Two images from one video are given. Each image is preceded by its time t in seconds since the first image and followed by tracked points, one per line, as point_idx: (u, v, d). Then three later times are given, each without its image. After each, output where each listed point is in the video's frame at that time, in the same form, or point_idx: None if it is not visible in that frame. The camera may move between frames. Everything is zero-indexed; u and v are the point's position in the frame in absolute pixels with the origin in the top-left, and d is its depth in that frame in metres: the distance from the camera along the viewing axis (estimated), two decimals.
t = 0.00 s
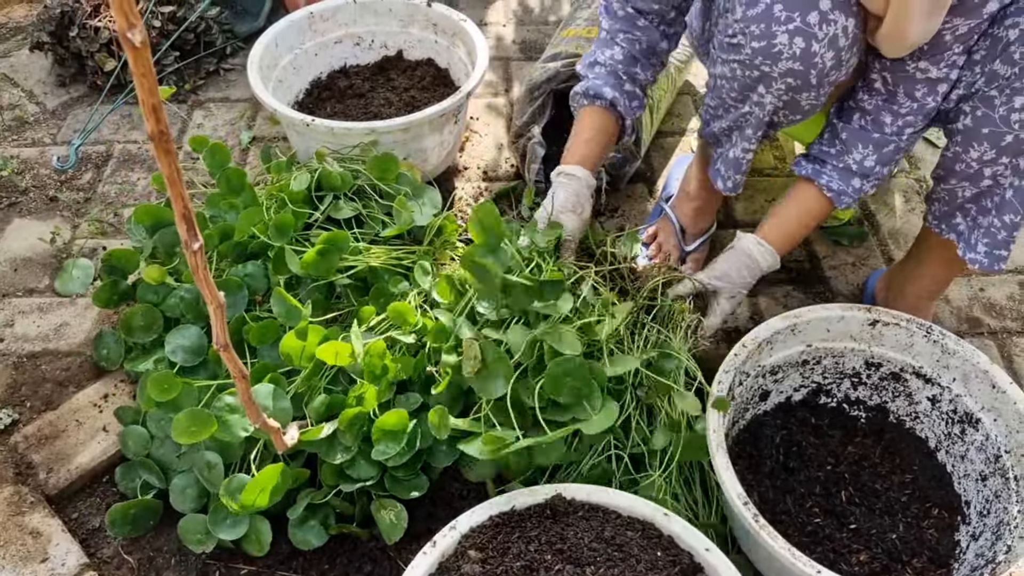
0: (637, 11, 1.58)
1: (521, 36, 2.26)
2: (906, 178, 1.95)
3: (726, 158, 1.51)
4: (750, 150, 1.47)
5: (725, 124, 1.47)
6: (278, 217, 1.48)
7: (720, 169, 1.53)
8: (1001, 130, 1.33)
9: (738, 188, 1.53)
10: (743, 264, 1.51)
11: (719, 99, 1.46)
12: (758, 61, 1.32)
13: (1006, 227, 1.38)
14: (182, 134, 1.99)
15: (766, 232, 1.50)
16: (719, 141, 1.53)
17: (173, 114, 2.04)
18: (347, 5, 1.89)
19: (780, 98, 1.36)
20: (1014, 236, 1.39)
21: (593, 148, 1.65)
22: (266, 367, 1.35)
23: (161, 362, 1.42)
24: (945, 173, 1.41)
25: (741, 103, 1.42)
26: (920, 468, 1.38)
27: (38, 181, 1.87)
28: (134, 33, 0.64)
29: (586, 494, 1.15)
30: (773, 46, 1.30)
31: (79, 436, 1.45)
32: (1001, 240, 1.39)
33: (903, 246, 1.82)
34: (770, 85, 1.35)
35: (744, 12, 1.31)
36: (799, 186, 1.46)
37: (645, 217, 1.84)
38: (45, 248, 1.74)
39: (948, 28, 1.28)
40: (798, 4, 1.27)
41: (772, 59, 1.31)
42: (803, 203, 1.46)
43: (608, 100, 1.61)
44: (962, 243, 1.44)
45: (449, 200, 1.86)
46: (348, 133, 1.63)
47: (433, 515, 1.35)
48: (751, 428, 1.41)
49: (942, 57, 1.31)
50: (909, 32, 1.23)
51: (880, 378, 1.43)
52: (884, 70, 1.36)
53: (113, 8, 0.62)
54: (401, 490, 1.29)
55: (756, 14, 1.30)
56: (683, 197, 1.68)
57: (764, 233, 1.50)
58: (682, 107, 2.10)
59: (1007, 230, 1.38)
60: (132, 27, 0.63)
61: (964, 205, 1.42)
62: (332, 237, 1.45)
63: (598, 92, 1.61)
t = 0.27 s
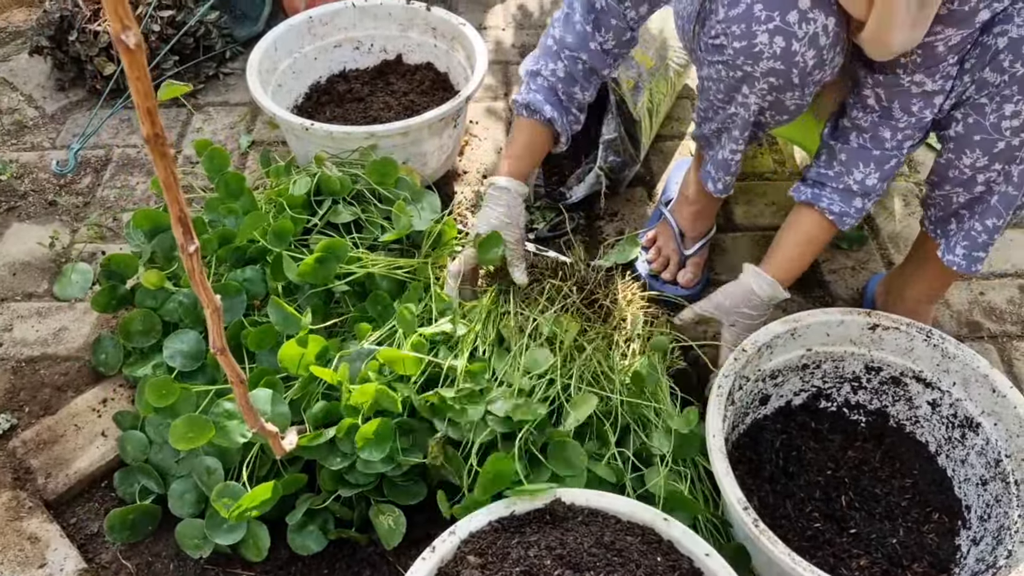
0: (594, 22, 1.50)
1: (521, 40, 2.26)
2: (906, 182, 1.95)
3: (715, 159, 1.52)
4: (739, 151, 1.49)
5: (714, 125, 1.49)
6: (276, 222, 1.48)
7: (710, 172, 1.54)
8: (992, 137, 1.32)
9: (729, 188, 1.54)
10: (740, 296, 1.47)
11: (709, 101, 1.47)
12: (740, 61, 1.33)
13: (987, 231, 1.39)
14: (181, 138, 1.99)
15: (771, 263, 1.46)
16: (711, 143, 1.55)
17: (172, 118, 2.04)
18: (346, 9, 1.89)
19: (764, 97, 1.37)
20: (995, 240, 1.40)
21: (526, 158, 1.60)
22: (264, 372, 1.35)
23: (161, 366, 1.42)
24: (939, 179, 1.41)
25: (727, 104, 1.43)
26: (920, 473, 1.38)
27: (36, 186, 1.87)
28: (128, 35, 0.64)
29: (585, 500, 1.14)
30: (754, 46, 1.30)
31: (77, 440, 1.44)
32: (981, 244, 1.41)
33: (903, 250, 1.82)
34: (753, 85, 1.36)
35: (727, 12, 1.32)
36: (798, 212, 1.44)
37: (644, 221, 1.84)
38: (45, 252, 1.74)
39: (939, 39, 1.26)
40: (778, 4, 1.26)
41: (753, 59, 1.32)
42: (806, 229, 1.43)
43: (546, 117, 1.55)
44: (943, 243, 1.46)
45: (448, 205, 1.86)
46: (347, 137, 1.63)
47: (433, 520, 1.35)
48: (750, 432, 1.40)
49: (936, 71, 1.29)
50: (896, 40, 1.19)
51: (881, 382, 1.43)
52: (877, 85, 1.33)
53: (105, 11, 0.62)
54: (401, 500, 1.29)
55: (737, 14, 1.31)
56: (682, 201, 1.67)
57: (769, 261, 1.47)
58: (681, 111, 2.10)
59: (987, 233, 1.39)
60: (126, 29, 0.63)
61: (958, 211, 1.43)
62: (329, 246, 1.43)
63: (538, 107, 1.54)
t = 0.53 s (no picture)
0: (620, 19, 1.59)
1: (521, 44, 2.26)
2: (906, 185, 1.95)
3: (707, 161, 1.52)
4: (730, 152, 1.48)
5: (705, 127, 1.48)
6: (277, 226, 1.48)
7: (702, 173, 1.54)
8: (980, 143, 1.32)
9: (722, 188, 1.54)
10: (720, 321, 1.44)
11: (700, 102, 1.46)
12: (727, 60, 1.35)
13: (985, 240, 1.39)
14: (181, 142, 1.99)
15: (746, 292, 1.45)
16: (703, 145, 1.54)
17: (172, 122, 2.04)
18: (346, 13, 1.89)
19: (751, 96, 1.38)
20: (993, 247, 1.40)
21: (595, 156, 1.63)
22: (264, 376, 1.35)
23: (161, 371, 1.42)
24: (931, 184, 1.41)
25: (716, 105, 1.43)
26: (921, 476, 1.38)
27: (37, 190, 1.87)
28: (133, 42, 0.64)
29: (586, 504, 1.14)
30: (739, 44, 1.32)
31: (77, 445, 1.44)
32: (980, 252, 1.40)
33: (903, 253, 1.82)
34: (740, 84, 1.37)
35: (714, 11, 1.34)
36: (770, 241, 1.42)
37: (645, 225, 1.84)
38: (45, 256, 1.74)
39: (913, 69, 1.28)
40: (762, 3, 1.29)
41: (739, 57, 1.33)
42: (776, 258, 1.41)
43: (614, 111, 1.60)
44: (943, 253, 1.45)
45: (448, 208, 1.86)
46: (347, 141, 1.63)
47: (433, 524, 1.35)
48: (751, 436, 1.40)
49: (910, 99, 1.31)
50: (867, 57, 1.22)
51: (881, 386, 1.43)
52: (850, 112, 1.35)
53: (110, 18, 0.62)
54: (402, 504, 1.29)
55: (724, 13, 1.33)
56: (682, 205, 1.67)
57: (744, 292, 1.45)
58: (681, 114, 2.10)
59: (985, 241, 1.39)
60: (131, 35, 0.63)
61: (950, 216, 1.42)
62: (330, 249, 1.43)
63: (602, 101, 1.58)
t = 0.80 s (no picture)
0: (620, 46, 1.62)
1: (520, 48, 2.27)
2: (906, 189, 1.95)
3: (706, 166, 1.52)
4: (729, 157, 1.48)
5: (703, 133, 1.49)
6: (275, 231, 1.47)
7: (702, 179, 1.54)
8: (971, 146, 1.33)
9: (721, 195, 1.53)
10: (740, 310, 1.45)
11: (697, 109, 1.47)
12: (723, 67, 1.35)
13: (972, 243, 1.39)
14: (181, 147, 1.99)
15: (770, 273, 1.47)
16: (703, 150, 1.53)
17: (172, 127, 2.04)
18: (346, 18, 1.89)
19: (749, 103, 1.38)
20: (981, 249, 1.39)
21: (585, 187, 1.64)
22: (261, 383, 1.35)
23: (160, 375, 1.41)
24: (925, 188, 1.41)
25: (714, 111, 1.44)
26: (922, 481, 1.37)
27: (36, 195, 1.87)
28: (126, 45, 0.64)
29: (585, 509, 1.14)
30: (735, 51, 1.32)
31: (75, 450, 1.44)
32: (966, 255, 1.40)
33: (903, 257, 1.82)
34: (737, 91, 1.37)
35: (709, 19, 1.35)
36: (796, 230, 1.43)
37: (644, 229, 1.84)
38: (44, 261, 1.74)
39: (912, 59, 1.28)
40: (757, 9, 1.29)
41: (736, 65, 1.33)
42: (802, 245, 1.43)
43: (607, 140, 1.63)
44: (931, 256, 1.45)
45: (448, 212, 1.85)
46: (346, 146, 1.63)
47: (432, 529, 1.35)
48: (751, 441, 1.40)
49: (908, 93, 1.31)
50: (875, 59, 1.22)
51: (881, 390, 1.42)
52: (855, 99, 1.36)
53: (104, 22, 0.62)
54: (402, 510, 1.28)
55: (719, 21, 1.33)
56: (682, 209, 1.67)
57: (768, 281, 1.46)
58: (680, 119, 2.10)
59: (971, 246, 1.39)
60: (124, 39, 0.63)
61: (943, 220, 1.43)
62: (331, 255, 1.44)
63: (598, 130, 1.62)
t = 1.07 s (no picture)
0: None
1: (520, 52, 2.27)
2: (906, 193, 1.95)
3: (709, 170, 1.51)
4: (733, 161, 1.47)
5: (708, 137, 1.48)
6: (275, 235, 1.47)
7: (704, 183, 1.52)
8: (984, 148, 1.32)
9: (724, 199, 1.52)
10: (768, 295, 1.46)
11: (702, 113, 1.46)
12: (732, 73, 1.35)
13: (981, 246, 1.38)
14: (181, 150, 1.99)
15: (775, 267, 1.49)
16: (706, 153, 1.52)
17: (172, 131, 2.04)
18: (346, 22, 1.90)
19: (756, 108, 1.38)
20: (989, 253, 1.39)
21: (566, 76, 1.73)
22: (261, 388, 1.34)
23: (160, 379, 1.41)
24: (933, 189, 1.41)
25: (720, 115, 1.43)
26: (923, 485, 1.37)
27: (36, 198, 1.87)
28: (128, 51, 0.64)
29: (585, 514, 1.14)
30: (744, 57, 1.32)
31: (75, 454, 1.44)
32: (975, 258, 1.39)
33: (903, 260, 1.81)
34: (745, 96, 1.37)
35: (718, 24, 1.35)
36: (803, 218, 1.45)
37: (644, 232, 1.84)
38: (44, 264, 1.74)
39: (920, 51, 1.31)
40: (766, 14, 1.30)
41: (744, 70, 1.33)
42: (812, 232, 1.45)
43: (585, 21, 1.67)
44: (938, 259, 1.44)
45: (448, 216, 1.85)
46: (346, 149, 1.63)
47: (433, 534, 1.35)
48: (752, 444, 1.40)
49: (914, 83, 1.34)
50: (886, 56, 1.26)
51: (882, 394, 1.42)
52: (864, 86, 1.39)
53: (105, 27, 0.62)
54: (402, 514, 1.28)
55: (728, 26, 1.34)
56: (683, 212, 1.66)
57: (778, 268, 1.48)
58: (680, 122, 2.10)
59: (981, 248, 1.38)
60: (126, 45, 0.63)
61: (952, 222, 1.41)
62: (331, 258, 1.44)
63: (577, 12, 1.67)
